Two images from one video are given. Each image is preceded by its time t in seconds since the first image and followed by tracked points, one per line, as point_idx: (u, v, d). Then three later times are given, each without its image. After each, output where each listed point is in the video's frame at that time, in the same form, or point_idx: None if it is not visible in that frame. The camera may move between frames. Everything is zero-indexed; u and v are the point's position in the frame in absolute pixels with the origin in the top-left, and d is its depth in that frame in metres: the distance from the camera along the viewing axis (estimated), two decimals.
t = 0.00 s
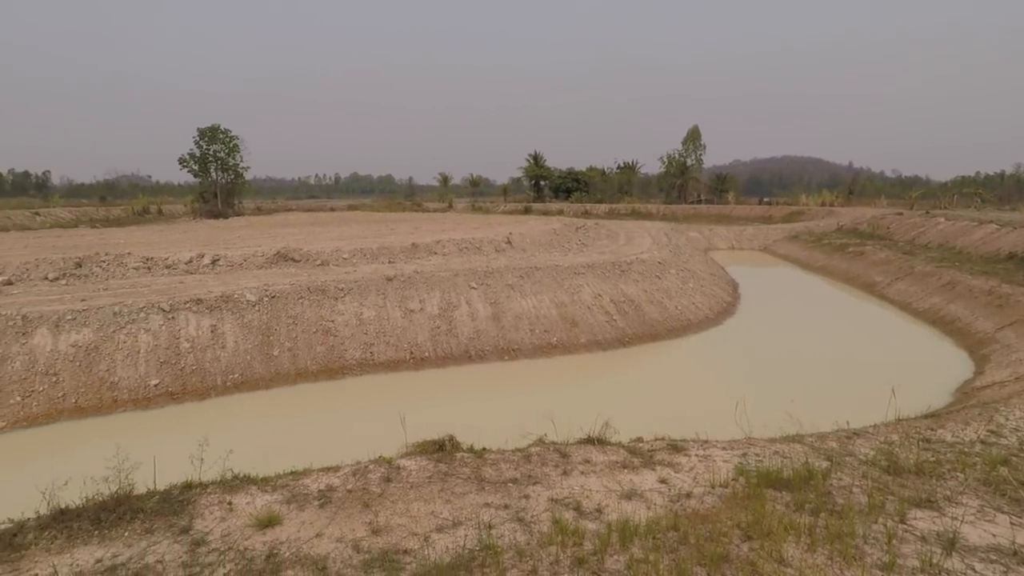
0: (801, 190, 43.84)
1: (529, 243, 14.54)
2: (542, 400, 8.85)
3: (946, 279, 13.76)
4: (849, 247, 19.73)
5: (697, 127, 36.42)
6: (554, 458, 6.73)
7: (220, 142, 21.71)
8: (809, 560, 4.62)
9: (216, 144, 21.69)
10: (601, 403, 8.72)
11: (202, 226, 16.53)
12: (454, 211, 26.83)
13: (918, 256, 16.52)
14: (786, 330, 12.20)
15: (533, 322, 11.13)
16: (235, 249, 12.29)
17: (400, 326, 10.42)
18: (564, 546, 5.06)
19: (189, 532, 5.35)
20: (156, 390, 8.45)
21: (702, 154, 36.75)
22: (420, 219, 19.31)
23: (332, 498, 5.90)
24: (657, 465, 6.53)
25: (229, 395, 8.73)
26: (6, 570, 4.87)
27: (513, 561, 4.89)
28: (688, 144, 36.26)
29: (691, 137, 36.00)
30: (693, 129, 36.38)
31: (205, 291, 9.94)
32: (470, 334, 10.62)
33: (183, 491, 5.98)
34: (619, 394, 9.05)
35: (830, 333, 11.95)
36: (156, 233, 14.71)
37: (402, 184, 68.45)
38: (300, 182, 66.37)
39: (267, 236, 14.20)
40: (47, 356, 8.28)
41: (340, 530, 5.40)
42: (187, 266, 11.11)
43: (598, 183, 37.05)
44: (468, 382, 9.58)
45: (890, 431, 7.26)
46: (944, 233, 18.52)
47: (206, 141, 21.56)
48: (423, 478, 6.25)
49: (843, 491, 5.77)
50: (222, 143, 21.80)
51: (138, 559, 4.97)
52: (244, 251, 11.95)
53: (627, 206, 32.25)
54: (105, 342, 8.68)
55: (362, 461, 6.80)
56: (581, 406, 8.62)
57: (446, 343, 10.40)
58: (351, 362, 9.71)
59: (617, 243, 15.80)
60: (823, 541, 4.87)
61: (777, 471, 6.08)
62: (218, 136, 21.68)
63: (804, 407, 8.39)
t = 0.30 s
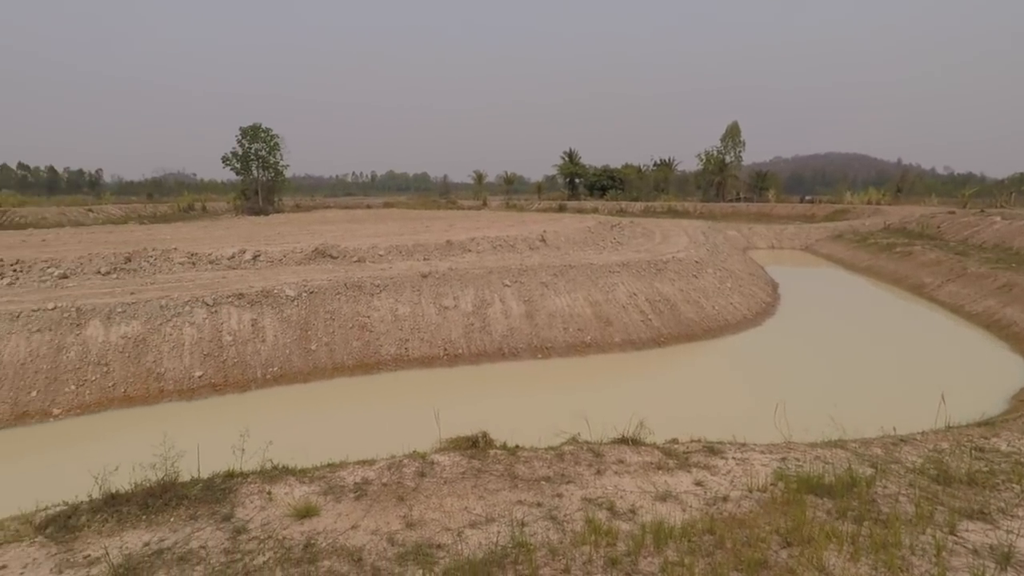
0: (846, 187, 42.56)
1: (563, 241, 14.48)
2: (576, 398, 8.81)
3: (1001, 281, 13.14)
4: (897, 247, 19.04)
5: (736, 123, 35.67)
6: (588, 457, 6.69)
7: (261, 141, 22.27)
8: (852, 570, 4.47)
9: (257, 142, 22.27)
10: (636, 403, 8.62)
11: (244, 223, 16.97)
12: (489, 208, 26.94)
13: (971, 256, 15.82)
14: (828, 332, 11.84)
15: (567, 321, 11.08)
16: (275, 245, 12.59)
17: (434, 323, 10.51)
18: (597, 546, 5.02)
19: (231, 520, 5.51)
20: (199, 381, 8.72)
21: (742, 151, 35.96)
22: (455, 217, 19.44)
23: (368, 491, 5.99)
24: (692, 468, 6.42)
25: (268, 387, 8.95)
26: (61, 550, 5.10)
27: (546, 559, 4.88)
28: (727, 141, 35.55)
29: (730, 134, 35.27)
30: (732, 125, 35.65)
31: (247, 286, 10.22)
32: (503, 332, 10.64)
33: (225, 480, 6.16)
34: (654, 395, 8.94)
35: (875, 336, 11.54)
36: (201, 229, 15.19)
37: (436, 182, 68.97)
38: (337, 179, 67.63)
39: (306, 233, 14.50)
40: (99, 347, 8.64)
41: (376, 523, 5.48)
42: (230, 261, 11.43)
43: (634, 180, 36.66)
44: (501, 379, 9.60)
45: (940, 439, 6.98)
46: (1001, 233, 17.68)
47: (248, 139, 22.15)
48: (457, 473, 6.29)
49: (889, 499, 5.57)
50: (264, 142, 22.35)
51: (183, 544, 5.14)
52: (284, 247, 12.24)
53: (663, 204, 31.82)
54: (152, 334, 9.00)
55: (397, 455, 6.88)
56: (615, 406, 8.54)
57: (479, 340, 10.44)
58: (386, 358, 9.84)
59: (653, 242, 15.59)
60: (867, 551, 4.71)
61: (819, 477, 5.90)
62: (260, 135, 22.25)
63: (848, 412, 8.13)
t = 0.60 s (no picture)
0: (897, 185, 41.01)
1: (598, 239, 14.37)
2: (611, 398, 8.73)
3: None
4: (949, 247, 18.26)
5: (779, 119, 34.77)
6: (622, 458, 6.62)
7: (302, 139, 22.76)
8: None
9: (298, 141, 22.77)
10: (672, 404, 8.49)
11: (285, 219, 17.38)
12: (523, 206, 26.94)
13: None
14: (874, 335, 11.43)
15: (602, 320, 10.99)
16: (314, 242, 12.84)
17: (469, 320, 10.56)
18: (632, 547, 4.96)
19: (271, 509, 5.65)
20: (241, 373, 8.97)
21: (784, 147, 35.04)
22: (490, 214, 19.50)
23: (403, 485, 6.05)
24: (730, 471, 6.29)
25: (307, 381, 9.15)
26: (112, 532, 5.32)
27: (579, 559, 4.84)
28: (769, 137, 34.70)
29: (772, 130, 34.40)
30: (775, 121, 34.77)
31: (287, 282, 10.46)
32: (538, 330, 10.62)
33: (266, 470, 6.31)
34: (690, 396, 8.79)
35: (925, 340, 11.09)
36: (243, 226, 15.61)
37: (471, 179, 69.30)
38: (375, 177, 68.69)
39: (345, 230, 14.76)
40: (147, 338, 8.97)
41: (410, 516, 5.54)
42: (271, 257, 11.72)
43: (671, 178, 36.13)
44: (535, 378, 9.58)
45: (994, 449, 6.66)
46: None
47: (289, 138, 22.67)
48: (491, 470, 6.30)
49: (939, 510, 5.34)
50: (304, 140, 22.85)
51: (226, 531, 5.30)
52: (323, 244, 12.48)
53: (701, 202, 31.26)
54: (197, 327, 9.30)
55: (431, 451, 6.94)
56: (651, 407, 8.43)
57: (513, 338, 10.45)
58: (421, 354, 9.94)
59: (691, 240, 15.33)
60: (915, 563, 4.53)
61: (863, 485, 5.70)
62: (301, 134, 22.75)
63: (895, 418, 7.84)
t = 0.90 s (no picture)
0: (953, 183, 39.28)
1: (635, 238, 14.21)
2: (647, 400, 8.61)
3: None
4: (1009, 249, 17.37)
5: (826, 115, 33.70)
6: (659, 460, 6.52)
7: (342, 138, 23.19)
8: None
9: (339, 139, 23.20)
10: (711, 407, 8.33)
11: (326, 217, 17.73)
12: (559, 204, 26.86)
13: None
14: (926, 341, 10.97)
15: (638, 320, 10.86)
16: (354, 239, 13.07)
17: (504, 318, 10.58)
18: (668, 551, 4.89)
19: (310, 499, 5.77)
20: (282, 366, 9.20)
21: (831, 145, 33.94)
22: (527, 212, 19.50)
23: (438, 480, 6.11)
24: (771, 477, 6.13)
25: (345, 375, 9.32)
26: (161, 517, 5.53)
27: (614, 560, 4.80)
28: (815, 134, 33.68)
29: (819, 126, 33.37)
30: (821, 117, 33.71)
31: (327, 278, 10.68)
32: (573, 329, 10.56)
33: (306, 461, 6.46)
34: (730, 399, 8.61)
35: (981, 346, 10.59)
36: (286, 222, 16.00)
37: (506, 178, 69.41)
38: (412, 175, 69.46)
39: (383, 227, 14.98)
40: (194, 331, 9.28)
41: (445, 512, 5.58)
42: (312, 253, 11.99)
43: (711, 176, 35.44)
44: (570, 377, 9.53)
45: None
46: None
47: (330, 137, 23.13)
48: (525, 468, 6.30)
49: (996, 525, 5.08)
50: (344, 139, 23.28)
51: (267, 520, 5.44)
52: (361, 241, 12.69)
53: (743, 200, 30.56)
54: (241, 320, 9.58)
55: (466, 447, 6.97)
56: (689, 409, 8.29)
57: (549, 337, 10.41)
58: (456, 351, 10.00)
59: (731, 240, 15.00)
60: None
61: (913, 496, 5.48)
62: (341, 133, 23.20)
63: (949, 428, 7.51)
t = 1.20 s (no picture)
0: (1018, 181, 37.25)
1: (676, 237, 13.98)
2: (686, 402, 8.46)
3: None
4: None
5: (878, 110, 32.43)
6: (699, 463, 6.40)
7: (383, 137, 23.55)
8: None
9: (380, 138, 23.57)
10: (753, 411, 8.12)
11: (367, 215, 18.04)
12: (597, 203, 26.65)
13: None
14: (985, 347, 10.43)
15: (678, 320, 10.69)
16: (393, 237, 13.26)
17: (542, 317, 10.56)
18: (708, 556, 4.79)
19: (350, 492, 5.89)
20: (324, 360, 9.41)
21: (883, 141, 32.66)
22: (565, 211, 19.41)
23: (475, 477, 6.14)
24: (816, 485, 5.94)
25: (384, 371, 9.47)
26: (208, 503, 5.73)
27: (652, 564, 4.73)
28: (867, 130, 32.46)
29: (870, 122, 32.14)
30: (873, 113, 32.46)
31: (367, 275, 10.86)
32: (611, 329, 10.46)
33: (346, 454, 6.58)
34: (773, 404, 8.38)
35: None
36: (328, 220, 16.35)
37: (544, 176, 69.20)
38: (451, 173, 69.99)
39: (422, 225, 15.15)
40: (241, 324, 9.58)
41: (482, 509, 5.61)
42: (353, 250, 12.22)
43: (755, 174, 34.57)
44: (607, 377, 9.45)
45: None
46: None
47: (371, 136, 23.52)
48: (562, 468, 6.27)
49: None
50: (385, 138, 23.62)
51: (308, 510, 5.57)
52: (401, 239, 12.86)
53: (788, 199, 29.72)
54: (285, 315, 9.84)
55: (503, 445, 6.99)
56: (730, 412, 8.10)
57: (586, 336, 10.34)
58: (493, 349, 10.03)
59: (776, 240, 14.60)
60: None
61: (970, 510, 5.22)
62: (382, 132, 23.55)
63: (1010, 440, 7.13)
